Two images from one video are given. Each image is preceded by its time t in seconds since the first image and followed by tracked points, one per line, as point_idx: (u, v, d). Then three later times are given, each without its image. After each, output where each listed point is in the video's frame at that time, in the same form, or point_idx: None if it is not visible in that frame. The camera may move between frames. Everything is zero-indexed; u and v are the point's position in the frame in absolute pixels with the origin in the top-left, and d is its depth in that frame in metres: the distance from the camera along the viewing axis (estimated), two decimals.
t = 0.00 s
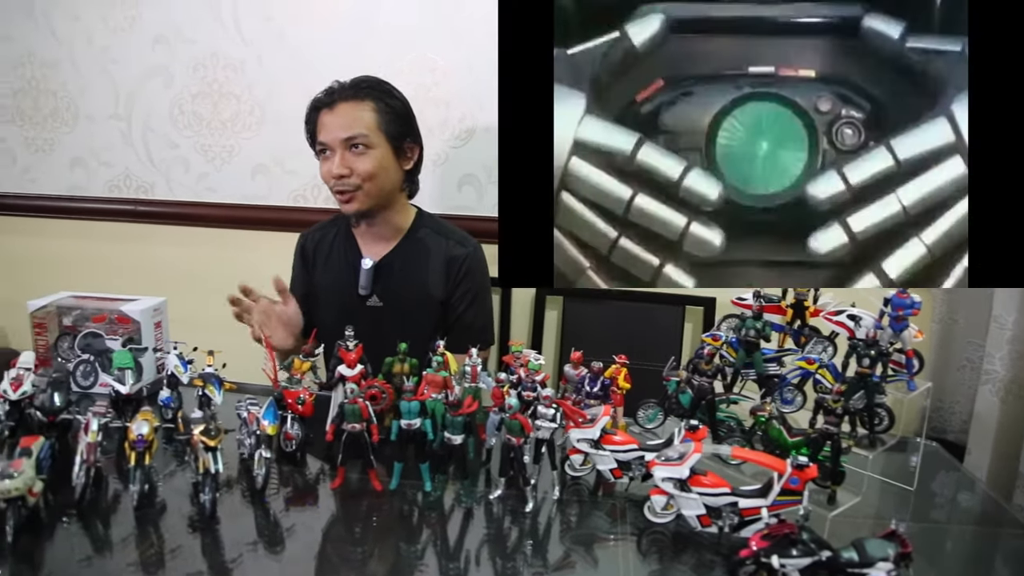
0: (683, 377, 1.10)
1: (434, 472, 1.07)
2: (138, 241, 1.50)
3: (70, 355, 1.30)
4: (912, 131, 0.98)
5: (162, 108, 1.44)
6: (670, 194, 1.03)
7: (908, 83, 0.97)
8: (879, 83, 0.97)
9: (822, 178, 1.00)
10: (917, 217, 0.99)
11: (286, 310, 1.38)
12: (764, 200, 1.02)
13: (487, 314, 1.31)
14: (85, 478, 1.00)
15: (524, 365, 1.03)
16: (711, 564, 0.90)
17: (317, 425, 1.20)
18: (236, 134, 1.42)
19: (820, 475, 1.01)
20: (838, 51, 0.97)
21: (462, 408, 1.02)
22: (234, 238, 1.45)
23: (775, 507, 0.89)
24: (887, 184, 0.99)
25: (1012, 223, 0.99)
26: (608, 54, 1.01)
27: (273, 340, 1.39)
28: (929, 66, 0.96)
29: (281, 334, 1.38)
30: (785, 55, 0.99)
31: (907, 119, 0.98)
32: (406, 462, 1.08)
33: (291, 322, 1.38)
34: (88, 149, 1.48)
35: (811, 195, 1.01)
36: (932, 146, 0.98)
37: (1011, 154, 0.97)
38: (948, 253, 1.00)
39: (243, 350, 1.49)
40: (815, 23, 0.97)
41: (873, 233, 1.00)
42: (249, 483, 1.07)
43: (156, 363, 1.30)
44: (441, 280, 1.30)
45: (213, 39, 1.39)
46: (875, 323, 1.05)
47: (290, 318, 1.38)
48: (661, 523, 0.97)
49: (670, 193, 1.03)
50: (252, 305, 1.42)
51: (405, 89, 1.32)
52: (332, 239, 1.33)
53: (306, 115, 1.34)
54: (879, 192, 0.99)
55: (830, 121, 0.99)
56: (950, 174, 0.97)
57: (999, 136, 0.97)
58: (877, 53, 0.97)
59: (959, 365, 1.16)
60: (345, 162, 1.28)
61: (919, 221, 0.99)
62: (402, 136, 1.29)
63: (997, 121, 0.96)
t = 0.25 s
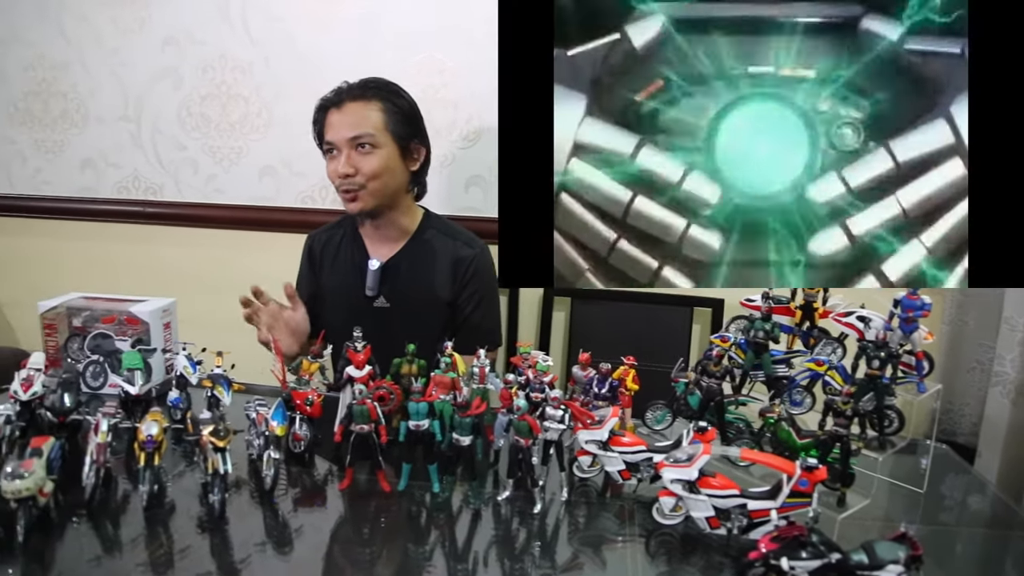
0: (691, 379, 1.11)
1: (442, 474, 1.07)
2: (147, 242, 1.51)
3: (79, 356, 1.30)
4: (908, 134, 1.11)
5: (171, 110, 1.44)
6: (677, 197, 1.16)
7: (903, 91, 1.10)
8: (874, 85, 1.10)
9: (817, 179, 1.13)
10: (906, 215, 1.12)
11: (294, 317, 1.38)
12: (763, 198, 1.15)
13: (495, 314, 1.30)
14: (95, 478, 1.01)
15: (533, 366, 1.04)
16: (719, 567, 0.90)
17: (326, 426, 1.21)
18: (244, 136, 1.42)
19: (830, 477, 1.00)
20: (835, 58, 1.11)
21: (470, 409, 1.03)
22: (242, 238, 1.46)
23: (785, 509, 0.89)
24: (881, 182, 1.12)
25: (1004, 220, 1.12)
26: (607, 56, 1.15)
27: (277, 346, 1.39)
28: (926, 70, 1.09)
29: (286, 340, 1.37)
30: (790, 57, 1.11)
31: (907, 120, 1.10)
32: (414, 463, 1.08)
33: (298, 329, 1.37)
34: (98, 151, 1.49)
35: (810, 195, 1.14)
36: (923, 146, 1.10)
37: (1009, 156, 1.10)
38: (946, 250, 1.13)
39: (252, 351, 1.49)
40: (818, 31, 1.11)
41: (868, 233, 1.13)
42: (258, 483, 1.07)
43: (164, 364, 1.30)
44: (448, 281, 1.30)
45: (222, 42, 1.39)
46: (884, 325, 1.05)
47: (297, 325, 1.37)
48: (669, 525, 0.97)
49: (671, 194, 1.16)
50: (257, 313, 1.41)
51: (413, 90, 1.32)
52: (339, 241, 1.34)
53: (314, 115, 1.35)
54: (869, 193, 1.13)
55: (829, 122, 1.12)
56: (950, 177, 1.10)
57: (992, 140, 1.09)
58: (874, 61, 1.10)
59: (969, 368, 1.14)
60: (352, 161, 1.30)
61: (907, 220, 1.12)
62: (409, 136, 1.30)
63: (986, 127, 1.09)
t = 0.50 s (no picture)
0: (703, 380, 1.12)
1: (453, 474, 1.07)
2: (159, 242, 1.52)
3: (92, 356, 1.31)
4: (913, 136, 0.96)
5: (182, 112, 1.45)
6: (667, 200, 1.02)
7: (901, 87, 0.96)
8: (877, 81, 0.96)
9: (822, 181, 0.98)
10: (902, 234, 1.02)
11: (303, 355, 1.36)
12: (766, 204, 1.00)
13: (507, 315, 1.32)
14: (108, 477, 1.01)
15: (542, 366, 1.04)
16: (731, 568, 0.90)
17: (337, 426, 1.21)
18: (255, 137, 1.43)
19: (842, 479, 1.00)
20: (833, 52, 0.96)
21: (482, 410, 1.03)
22: (253, 240, 1.46)
23: (797, 511, 0.89)
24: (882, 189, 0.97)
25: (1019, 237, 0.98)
26: (608, 58, 1.01)
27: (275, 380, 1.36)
28: (931, 70, 0.95)
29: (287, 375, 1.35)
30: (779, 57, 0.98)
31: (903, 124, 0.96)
32: (425, 463, 1.08)
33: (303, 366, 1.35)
34: (110, 152, 1.50)
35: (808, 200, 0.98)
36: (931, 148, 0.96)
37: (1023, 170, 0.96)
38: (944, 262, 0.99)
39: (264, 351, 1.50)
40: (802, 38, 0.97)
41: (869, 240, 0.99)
42: (269, 483, 1.07)
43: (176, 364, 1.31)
44: (460, 282, 1.31)
45: (231, 43, 1.40)
46: (898, 326, 1.04)
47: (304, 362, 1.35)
48: (680, 526, 0.96)
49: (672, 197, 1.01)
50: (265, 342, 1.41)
51: (422, 92, 1.32)
52: (350, 241, 1.34)
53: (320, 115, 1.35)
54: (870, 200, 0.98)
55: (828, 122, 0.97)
56: (953, 176, 0.96)
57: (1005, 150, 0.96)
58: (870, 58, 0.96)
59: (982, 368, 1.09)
60: (360, 160, 1.29)
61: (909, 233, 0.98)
62: (416, 135, 1.30)
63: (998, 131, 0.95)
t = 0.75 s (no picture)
0: (717, 380, 1.11)
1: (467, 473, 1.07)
2: (175, 242, 1.53)
3: (110, 355, 1.32)
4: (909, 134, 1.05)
5: (198, 112, 1.46)
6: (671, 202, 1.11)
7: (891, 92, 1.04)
8: (872, 86, 1.04)
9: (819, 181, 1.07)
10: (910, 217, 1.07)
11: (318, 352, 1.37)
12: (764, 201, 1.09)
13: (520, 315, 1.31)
14: (125, 474, 1.02)
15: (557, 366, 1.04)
16: (746, 568, 0.89)
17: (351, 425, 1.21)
18: (269, 137, 1.43)
19: (858, 480, 1.00)
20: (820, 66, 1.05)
21: (496, 409, 1.03)
22: (268, 239, 1.47)
23: (812, 512, 0.88)
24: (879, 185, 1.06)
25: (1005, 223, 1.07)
26: (608, 58, 1.10)
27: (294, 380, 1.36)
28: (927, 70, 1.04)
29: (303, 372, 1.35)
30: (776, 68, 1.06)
31: (894, 126, 1.05)
32: (440, 462, 1.08)
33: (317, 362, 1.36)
34: (127, 153, 1.51)
35: (809, 199, 1.07)
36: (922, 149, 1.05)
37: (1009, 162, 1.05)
38: (946, 254, 1.07)
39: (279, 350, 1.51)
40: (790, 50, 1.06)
41: (869, 236, 1.07)
42: (284, 481, 1.08)
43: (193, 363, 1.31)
44: (473, 282, 1.31)
45: (247, 44, 1.41)
46: (915, 326, 1.04)
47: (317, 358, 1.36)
48: (695, 526, 0.96)
49: (670, 199, 1.11)
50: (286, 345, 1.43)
51: (436, 92, 1.32)
52: (364, 241, 1.34)
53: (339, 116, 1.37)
54: (868, 196, 1.06)
55: (828, 124, 1.06)
56: (951, 177, 1.05)
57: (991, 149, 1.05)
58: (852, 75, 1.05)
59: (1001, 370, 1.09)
60: (377, 158, 1.31)
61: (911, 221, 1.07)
62: (432, 134, 1.31)
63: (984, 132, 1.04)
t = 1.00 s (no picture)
0: (733, 381, 1.10)
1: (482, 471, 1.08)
2: (191, 240, 1.54)
3: (127, 352, 1.33)
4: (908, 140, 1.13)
5: (214, 111, 1.47)
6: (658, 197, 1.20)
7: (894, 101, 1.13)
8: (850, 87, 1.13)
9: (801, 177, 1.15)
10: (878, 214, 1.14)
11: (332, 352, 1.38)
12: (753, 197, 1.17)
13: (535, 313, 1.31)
14: (143, 470, 1.03)
15: (572, 365, 1.04)
16: (761, 569, 0.89)
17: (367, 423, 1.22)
18: (284, 135, 1.44)
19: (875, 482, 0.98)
20: (816, 81, 1.13)
21: (511, 407, 1.03)
22: (283, 237, 1.48)
23: (829, 513, 0.88)
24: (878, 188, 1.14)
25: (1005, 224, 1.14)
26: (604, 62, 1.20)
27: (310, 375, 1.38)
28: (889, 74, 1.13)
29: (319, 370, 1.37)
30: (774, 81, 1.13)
31: (894, 131, 1.13)
32: (454, 460, 1.09)
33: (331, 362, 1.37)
34: (144, 151, 1.52)
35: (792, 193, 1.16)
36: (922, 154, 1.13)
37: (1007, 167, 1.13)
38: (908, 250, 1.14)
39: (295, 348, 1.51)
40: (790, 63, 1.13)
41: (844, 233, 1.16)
42: (299, 478, 1.08)
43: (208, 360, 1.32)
44: (488, 281, 1.31)
45: (263, 44, 1.41)
46: (933, 327, 1.02)
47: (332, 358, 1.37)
48: (710, 527, 0.96)
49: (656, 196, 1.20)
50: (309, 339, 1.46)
51: (451, 90, 1.31)
52: (379, 239, 1.35)
53: (356, 117, 1.37)
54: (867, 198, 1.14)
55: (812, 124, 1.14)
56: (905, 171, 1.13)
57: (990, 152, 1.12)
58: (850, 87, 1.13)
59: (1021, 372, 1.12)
60: (396, 160, 1.31)
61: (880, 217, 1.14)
62: (449, 135, 1.31)
63: (984, 137, 1.12)
